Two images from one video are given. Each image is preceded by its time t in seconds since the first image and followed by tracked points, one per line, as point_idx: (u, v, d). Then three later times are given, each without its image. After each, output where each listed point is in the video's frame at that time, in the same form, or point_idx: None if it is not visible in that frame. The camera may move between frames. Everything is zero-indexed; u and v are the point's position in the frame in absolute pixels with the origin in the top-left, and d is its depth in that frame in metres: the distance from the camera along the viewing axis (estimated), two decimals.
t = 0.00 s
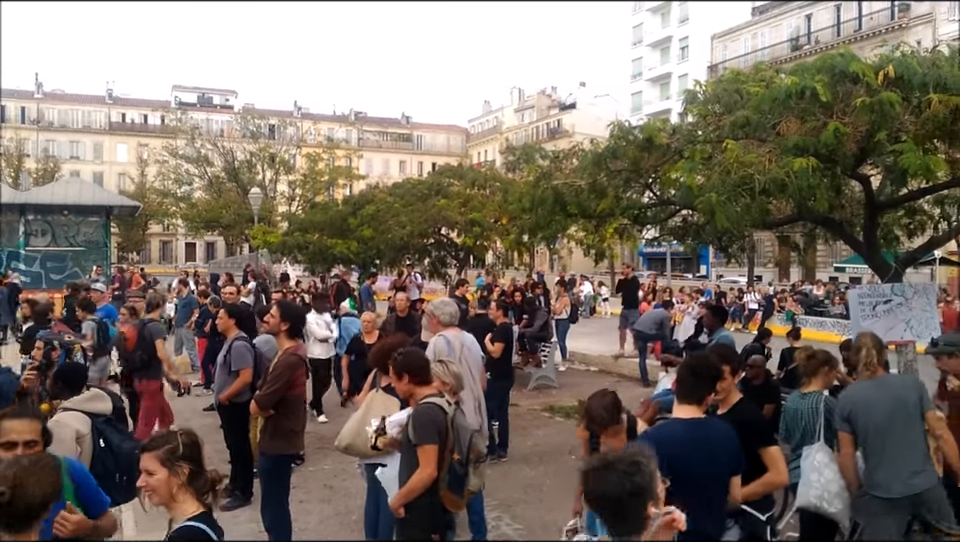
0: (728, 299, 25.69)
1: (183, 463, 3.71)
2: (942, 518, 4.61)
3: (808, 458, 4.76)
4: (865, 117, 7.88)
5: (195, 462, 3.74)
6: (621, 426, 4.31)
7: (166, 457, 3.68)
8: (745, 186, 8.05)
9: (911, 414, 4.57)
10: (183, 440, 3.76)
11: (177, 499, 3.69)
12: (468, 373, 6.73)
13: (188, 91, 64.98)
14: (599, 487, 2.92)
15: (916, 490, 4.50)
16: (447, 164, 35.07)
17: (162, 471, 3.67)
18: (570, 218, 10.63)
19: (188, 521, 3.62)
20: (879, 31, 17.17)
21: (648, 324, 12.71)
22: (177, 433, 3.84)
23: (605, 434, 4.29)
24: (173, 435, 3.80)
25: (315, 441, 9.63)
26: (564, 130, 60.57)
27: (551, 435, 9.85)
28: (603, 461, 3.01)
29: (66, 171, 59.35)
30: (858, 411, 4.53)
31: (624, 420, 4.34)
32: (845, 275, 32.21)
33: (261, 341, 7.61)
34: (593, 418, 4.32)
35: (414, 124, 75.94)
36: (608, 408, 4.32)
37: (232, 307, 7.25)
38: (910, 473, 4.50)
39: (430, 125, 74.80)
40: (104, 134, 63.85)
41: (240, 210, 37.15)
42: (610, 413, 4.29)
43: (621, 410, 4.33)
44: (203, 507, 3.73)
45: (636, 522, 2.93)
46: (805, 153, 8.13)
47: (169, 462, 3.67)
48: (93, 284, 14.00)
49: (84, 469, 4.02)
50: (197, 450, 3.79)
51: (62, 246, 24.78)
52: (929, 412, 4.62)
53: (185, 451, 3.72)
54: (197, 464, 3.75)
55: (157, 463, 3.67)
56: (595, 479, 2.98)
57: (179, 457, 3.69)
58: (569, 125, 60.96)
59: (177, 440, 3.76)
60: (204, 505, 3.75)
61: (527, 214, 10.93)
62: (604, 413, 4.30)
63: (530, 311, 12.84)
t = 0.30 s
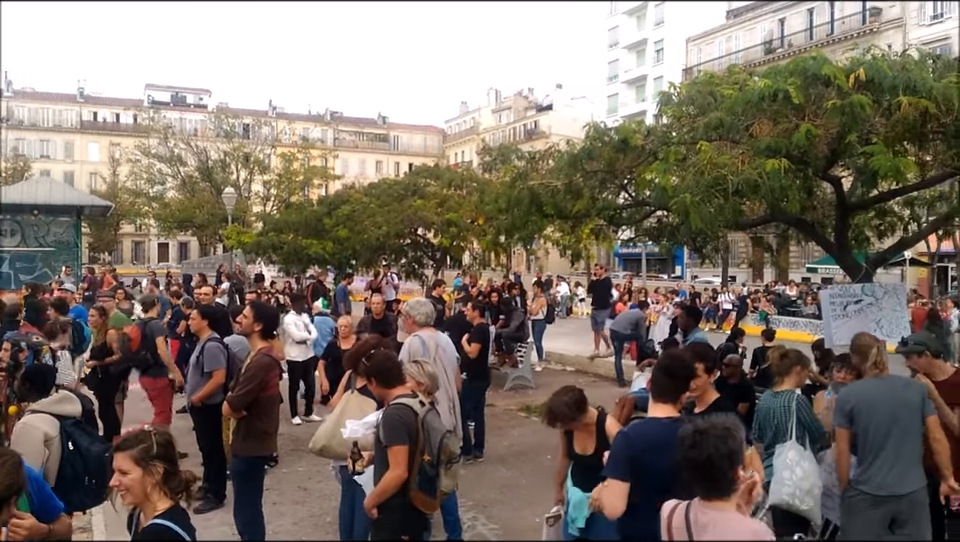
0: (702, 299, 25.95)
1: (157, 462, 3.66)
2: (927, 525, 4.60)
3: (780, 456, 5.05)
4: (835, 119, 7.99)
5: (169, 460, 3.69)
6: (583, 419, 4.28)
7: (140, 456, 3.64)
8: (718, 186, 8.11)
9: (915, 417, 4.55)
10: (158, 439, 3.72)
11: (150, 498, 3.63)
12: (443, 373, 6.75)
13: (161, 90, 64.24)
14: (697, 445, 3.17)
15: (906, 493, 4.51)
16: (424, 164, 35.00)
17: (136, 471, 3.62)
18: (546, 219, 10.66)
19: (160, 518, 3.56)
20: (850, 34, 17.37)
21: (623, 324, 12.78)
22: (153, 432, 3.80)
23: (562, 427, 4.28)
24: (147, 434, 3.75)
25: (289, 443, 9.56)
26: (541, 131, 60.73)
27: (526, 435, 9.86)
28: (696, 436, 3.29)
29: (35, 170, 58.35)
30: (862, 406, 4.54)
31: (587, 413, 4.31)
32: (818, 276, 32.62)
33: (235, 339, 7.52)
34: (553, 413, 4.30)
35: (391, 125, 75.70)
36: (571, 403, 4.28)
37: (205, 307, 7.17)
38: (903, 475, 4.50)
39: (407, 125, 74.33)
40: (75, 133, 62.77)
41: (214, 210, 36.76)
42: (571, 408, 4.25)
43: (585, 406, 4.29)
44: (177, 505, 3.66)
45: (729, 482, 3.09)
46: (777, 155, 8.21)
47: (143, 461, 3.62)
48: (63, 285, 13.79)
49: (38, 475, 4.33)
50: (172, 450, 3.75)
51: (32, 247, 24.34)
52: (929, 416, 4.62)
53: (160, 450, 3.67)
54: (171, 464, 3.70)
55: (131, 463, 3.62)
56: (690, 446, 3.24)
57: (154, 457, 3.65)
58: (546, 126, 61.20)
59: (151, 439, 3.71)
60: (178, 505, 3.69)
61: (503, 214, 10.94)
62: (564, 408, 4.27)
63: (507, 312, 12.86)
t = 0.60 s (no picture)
0: (674, 298, 26.15)
1: (115, 462, 3.64)
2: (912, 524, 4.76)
3: (750, 454, 5.03)
4: (803, 118, 8.07)
5: (128, 459, 3.67)
6: (543, 404, 4.74)
7: (97, 456, 3.62)
8: (687, 184, 8.17)
9: (916, 417, 4.69)
10: (117, 438, 3.70)
11: (108, 498, 3.62)
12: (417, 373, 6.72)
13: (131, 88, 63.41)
14: (784, 434, 3.43)
15: (903, 490, 4.63)
16: (397, 162, 34.87)
17: (92, 470, 3.61)
18: (518, 217, 10.68)
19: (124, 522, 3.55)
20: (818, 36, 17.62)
21: (596, 322, 12.83)
22: (113, 432, 3.78)
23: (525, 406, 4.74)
24: (106, 433, 3.74)
25: (260, 443, 9.48)
26: (515, 130, 60.82)
27: (499, 433, 9.86)
28: (772, 421, 3.57)
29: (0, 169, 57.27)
30: (874, 401, 4.62)
31: (548, 401, 4.76)
32: (788, 275, 33.01)
33: (203, 338, 7.41)
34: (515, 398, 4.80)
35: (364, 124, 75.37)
36: (532, 389, 4.76)
37: (173, 307, 7.07)
38: (901, 472, 4.63)
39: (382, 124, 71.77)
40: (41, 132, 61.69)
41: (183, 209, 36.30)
42: (530, 393, 4.73)
43: (545, 392, 4.75)
44: (140, 506, 3.65)
45: (803, 466, 3.43)
46: (744, 153, 8.30)
47: (101, 461, 3.61)
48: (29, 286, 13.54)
49: None
50: (132, 448, 3.72)
51: None
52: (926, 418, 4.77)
53: (118, 449, 3.65)
54: (130, 464, 3.67)
55: (87, 462, 3.62)
56: (771, 432, 3.51)
57: (111, 455, 3.62)
58: (520, 126, 61.30)
59: (109, 438, 3.70)
60: (139, 505, 3.67)
61: (476, 213, 10.95)
62: (526, 394, 4.75)
63: (480, 311, 12.85)
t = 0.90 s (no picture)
0: (648, 298, 26.37)
1: (75, 466, 3.57)
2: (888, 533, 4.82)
3: (722, 452, 5.06)
4: (772, 121, 8.21)
5: (89, 464, 3.60)
6: (511, 395, 5.02)
7: (58, 459, 3.58)
8: (658, 186, 8.23)
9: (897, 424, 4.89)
10: (79, 442, 3.66)
11: (67, 503, 3.56)
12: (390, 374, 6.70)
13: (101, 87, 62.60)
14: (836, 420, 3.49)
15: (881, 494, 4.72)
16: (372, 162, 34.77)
17: (52, 474, 3.56)
18: (492, 218, 10.70)
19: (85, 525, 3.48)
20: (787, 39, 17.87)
21: (570, 323, 12.87)
22: (77, 437, 3.73)
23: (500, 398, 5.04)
24: (69, 437, 3.71)
25: (232, 447, 9.39)
26: (490, 131, 60.94)
27: (474, 434, 9.85)
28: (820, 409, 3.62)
29: None
30: (860, 399, 4.83)
31: (518, 394, 5.05)
32: (759, 276, 33.40)
33: (172, 339, 7.31)
34: (485, 393, 5.11)
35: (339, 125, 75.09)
36: (503, 383, 5.07)
37: (140, 308, 6.97)
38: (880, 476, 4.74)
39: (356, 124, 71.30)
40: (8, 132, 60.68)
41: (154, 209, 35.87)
42: (500, 385, 5.04)
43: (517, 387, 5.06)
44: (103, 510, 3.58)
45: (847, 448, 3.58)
46: (715, 155, 8.39)
47: (62, 464, 3.57)
48: None
49: None
50: (95, 453, 3.66)
51: None
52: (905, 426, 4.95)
53: (80, 453, 3.60)
54: (92, 468, 3.60)
55: (48, 465, 3.57)
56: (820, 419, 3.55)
57: (72, 459, 3.57)
58: (495, 127, 61.44)
59: (72, 442, 3.66)
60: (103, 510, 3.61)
61: (450, 214, 10.95)
62: (495, 389, 5.07)
63: (455, 312, 12.85)
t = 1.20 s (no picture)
0: (622, 297, 26.56)
1: (25, 475, 3.89)
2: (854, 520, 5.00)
3: (695, 449, 5.13)
4: (743, 120, 8.31)
5: (40, 474, 3.89)
6: (493, 388, 4.96)
7: (11, 467, 3.91)
8: (631, 184, 8.29)
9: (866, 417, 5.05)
10: (35, 450, 3.98)
11: (14, 511, 3.87)
12: (363, 374, 6.66)
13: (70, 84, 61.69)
14: (852, 387, 3.74)
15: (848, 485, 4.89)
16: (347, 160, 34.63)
17: (4, 481, 3.88)
18: (466, 217, 10.71)
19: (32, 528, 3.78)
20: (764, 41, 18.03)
21: (545, 322, 12.91)
22: (38, 444, 4.08)
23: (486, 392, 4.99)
24: (28, 446, 4.04)
25: (203, 447, 9.30)
26: (466, 130, 60.96)
27: (447, 434, 9.84)
28: (840, 378, 3.85)
29: None
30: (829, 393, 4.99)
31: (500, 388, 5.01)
32: (732, 275, 33.74)
33: (140, 340, 7.21)
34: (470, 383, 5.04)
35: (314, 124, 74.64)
36: (485, 374, 5.01)
37: (108, 307, 6.86)
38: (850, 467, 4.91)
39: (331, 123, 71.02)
40: None
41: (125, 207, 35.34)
42: (485, 376, 4.98)
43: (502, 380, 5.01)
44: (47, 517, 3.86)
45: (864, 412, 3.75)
46: (687, 155, 8.48)
47: (14, 471, 3.89)
48: None
49: None
50: (47, 462, 3.95)
51: None
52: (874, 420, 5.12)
53: (33, 462, 3.92)
54: (42, 478, 3.89)
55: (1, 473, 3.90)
56: (839, 388, 3.80)
57: (23, 468, 3.89)
58: (471, 125, 61.46)
59: (28, 450, 3.99)
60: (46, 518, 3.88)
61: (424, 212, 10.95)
62: (481, 380, 5.01)
63: (429, 311, 12.81)
